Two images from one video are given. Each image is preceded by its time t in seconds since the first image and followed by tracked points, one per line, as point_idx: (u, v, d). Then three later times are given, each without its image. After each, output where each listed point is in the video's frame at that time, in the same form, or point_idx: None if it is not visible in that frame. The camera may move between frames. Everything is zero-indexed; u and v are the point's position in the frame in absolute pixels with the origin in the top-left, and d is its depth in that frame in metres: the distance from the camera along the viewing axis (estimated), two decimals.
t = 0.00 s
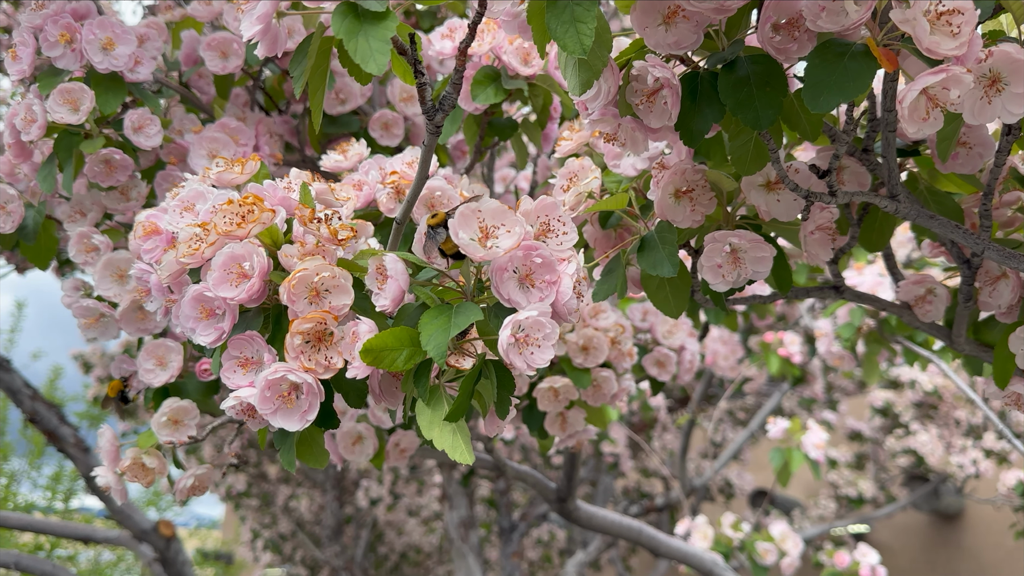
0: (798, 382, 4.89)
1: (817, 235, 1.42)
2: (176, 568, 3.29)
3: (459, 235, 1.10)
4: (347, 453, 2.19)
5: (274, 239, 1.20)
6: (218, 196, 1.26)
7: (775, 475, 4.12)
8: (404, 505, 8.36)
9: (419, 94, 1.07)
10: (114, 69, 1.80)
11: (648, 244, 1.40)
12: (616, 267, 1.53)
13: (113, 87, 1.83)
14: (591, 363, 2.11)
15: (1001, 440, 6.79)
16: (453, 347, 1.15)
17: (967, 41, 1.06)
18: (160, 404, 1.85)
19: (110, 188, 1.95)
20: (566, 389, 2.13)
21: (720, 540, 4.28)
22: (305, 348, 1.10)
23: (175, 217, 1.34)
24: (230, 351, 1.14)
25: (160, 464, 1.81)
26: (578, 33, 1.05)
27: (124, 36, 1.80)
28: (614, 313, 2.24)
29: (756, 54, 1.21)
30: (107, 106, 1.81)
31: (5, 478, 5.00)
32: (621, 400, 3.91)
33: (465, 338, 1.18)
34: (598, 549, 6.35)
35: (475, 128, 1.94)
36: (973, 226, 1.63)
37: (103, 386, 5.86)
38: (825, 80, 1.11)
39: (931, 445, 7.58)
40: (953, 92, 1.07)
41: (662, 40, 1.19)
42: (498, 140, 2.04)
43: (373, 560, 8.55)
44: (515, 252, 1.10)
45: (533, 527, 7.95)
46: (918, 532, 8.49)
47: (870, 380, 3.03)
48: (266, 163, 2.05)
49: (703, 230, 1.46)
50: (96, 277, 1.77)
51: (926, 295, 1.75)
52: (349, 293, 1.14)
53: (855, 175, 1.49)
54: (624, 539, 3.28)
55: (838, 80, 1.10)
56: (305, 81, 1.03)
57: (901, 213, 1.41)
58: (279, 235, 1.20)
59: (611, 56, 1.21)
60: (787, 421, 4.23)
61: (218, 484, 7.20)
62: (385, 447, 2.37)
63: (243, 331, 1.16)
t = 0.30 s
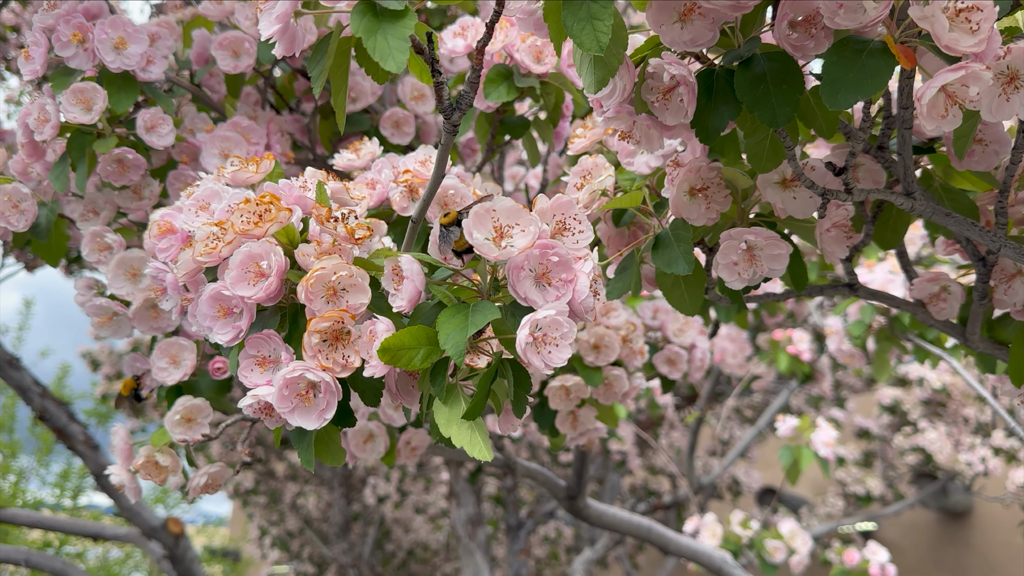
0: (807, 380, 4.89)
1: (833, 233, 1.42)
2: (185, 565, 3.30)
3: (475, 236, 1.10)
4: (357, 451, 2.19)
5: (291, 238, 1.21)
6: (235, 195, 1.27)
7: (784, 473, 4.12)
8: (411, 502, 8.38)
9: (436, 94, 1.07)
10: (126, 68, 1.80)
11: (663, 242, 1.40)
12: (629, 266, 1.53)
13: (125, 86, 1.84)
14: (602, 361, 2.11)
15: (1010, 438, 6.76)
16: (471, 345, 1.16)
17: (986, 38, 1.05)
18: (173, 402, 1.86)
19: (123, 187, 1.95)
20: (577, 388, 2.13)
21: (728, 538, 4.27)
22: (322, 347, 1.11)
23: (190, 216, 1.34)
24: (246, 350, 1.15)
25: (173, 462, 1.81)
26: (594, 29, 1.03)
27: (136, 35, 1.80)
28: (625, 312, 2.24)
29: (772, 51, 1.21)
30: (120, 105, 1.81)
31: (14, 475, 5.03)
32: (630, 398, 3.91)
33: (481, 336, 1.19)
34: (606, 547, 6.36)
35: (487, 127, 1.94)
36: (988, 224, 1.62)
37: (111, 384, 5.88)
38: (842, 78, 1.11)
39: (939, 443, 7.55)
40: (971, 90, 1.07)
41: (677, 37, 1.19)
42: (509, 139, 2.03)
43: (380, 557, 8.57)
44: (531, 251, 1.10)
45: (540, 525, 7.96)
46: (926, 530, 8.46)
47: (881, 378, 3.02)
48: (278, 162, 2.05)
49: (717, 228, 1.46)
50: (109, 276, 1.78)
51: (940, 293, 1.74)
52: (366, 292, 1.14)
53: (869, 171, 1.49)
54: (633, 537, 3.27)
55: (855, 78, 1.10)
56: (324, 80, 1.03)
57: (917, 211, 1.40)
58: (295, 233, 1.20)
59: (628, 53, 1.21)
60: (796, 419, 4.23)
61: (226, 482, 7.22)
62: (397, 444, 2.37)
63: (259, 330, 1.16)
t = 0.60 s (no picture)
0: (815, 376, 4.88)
1: (847, 228, 1.42)
2: (192, 562, 3.30)
3: (491, 231, 1.09)
4: (368, 448, 2.19)
5: (305, 234, 1.21)
6: (248, 191, 1.27)
7: (793, 470, 4.11)
8: (418, 499, 8.39)
9: (450, 89, 1.07)
10: (137, 65, 1.80)
11: (676, 237, 1.40)
12: (642, 262, 1.52)
13: (136, 83, 1.84)
14: (613, 357, 2.10)
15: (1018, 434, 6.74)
16: (487, 340, 1.16)
17: (1005, 31, 1.04)
18: (184, 399, 1.87)
19: (133, 183, 1.95)
20: (588, 384, 2.12)
21: (737, 535, 4.27)
22: (337, 343, 1.11)
23: (203, 213, 1.35)
24: (262, 346, 1.15)
25: (185, 459, 1.81)
26: (610, 25, 1.02)
27: (147, 32, 1.80)
28: (636, 308, 2.23)
29: (787, 46, 1.20)
30: (131, 102, 1.81)
31: (23, 472, 5.05)
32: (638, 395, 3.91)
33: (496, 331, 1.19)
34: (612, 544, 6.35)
35: (497, 123, 1.93)
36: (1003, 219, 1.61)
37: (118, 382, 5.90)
38: (859, 72, 1.10)
39: (947, 440, 7.52)
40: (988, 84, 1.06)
41: (692, 32, 1.18)
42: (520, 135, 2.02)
43: (387, 554, 8.59)
44: (545, 247, 1.09)
45: (546, 522, 7.96)
46: (933, 527, 8.44)
47: (891, 374, 3.01)
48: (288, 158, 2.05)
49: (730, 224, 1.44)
50: (121, 272, 1.79)
51: (953, 289, 1.73)
52: (380, 288, 1.15)
53: (883, 167, 1.49)
54: (642, 534, 3.27)
55: (871, 71, 1.09)
56: (338, 76, 1.02)
57: (932, 206, 1.39)
58: (309, 230, 1.20)
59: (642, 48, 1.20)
60: (805, 416, 4.23)
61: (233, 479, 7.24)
62: (407, 441, 2.36)
63: (274, 326, 1.17)
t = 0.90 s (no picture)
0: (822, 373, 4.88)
1: (869, 223, 1.42)
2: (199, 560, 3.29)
3: (514, 226, 1.08)
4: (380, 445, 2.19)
5: (324, 230, 1.21)
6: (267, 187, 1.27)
7: (801, 466, 4.10)
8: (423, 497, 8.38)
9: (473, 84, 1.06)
10: (150, 61, 1.79)
11: (695, 233, 1.39)
12: (660, 258, 1.51)
13: (149, 80, 1.83)
14: (626, 354, 2.09)
15: None
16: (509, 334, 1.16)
17: None
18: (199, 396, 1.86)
19: (147, 181, 1.94)
20: (601, 380, 2.12)
21: (746, 532, 4.26)
22: (359, 339, 1.11)
23: (221, 209, 1.35)
24: (283, 342, 1.15)
25: (199, 456, 1.80)
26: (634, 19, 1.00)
27: (160, 28, 1.79)
28: (649, 305, 2.23)
29: (810, 40, 1.19)
30: (144, 99, 1.80)
31: (28, 470, 5.05)
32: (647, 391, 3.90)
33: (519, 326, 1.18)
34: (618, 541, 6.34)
35: (511, 120, 1.91)
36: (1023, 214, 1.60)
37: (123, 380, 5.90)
38: (885, 66, 1.09)
39: (953, 436, 7.50)
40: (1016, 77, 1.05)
41: (714, 26, 1.16)
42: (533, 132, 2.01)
43: (392, 551, 8.59)
44: (568, 242, 1.09)
45: (552, 519, 7.96)
46: (938, 524, 8.43)
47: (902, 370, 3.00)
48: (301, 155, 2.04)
49: (750, 219, 1.44)
50: (135, 269, 1.79)
51: (971, 284, 1.73)
52: (402, 283, 1.14)
53: (903, 162, 1.47)
54: (653, 531, 3.26)
55: (897, 65, 1.08)
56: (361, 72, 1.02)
57: (954, 202, 1.38)
58: (329, 226, 1.20)
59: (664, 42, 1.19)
60: (814, 412, 4.22)
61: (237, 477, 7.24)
62: (419, 438, 2.35)
63: (295, 323, 1.17)
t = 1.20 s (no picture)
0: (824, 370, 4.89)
1: (880, 220, 1.42)
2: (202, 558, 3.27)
3: (535, 223, 1.09)
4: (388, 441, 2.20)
5: (340, 227, 1.22)
6: (282, 184, 1.28)
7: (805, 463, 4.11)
8: (425, 494, 8.40)
9: (490, 81, 1.06)
10: (160, 59, 1.80)
11: (707, 229, 1.40)
12: (670, 253, 1.52)
13: (159, 78, 1.84)
14: (634, 351, 2.09)
15: None
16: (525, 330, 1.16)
17: None
18: (209, 393, 1.87)
19: (156, 178, 1.94)
20: (609, 377, 2.13)
21: (749, 528, 4.26)
22: (375, 335, 1.11)
23: (234, 206, 1.36)
24: (299, 338, 1.16)
25: (209, 453, 1.80)
26: (649, 17, 1.00)
27: (170, 26, 1.80)
28: (656, 301, 2.24)
29: (823, 37, 1.20)
30: (154, 97, 1.81)
31: (28, 468, 5.07)
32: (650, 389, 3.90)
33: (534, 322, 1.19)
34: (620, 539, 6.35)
35: (521, 118, 1.92)
36: None
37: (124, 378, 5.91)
38: (899, 62, 1.10)
39: (954, 433, 7.51)
40: None
41: (727, 23, 1.16)
42: (542, 129, 2.02)
43: (394, 549, 8.60)
44: (585, 239, 1.09)
45: (553, 516, 7.97)
46: (939, 521, 8.43)
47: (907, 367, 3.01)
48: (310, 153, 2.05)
49: (761, 216, 1.44)
50: (145, 266, 1.80)
51: (980, 281, 1.73)
52: (418, 280, 1.15)
53: (913, 159, 1.48)
54: (658, 528, 3.26)
55: (911, 62, 1.09)
56: (377, 70, 1.02)
57: (964, 198, 1.38)
58: (345, 223, 1.21)
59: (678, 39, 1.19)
60: (817, 409, 4.23)
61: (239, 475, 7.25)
62: (427, 435, 2.36)
63: (311, 319, 1.17)
